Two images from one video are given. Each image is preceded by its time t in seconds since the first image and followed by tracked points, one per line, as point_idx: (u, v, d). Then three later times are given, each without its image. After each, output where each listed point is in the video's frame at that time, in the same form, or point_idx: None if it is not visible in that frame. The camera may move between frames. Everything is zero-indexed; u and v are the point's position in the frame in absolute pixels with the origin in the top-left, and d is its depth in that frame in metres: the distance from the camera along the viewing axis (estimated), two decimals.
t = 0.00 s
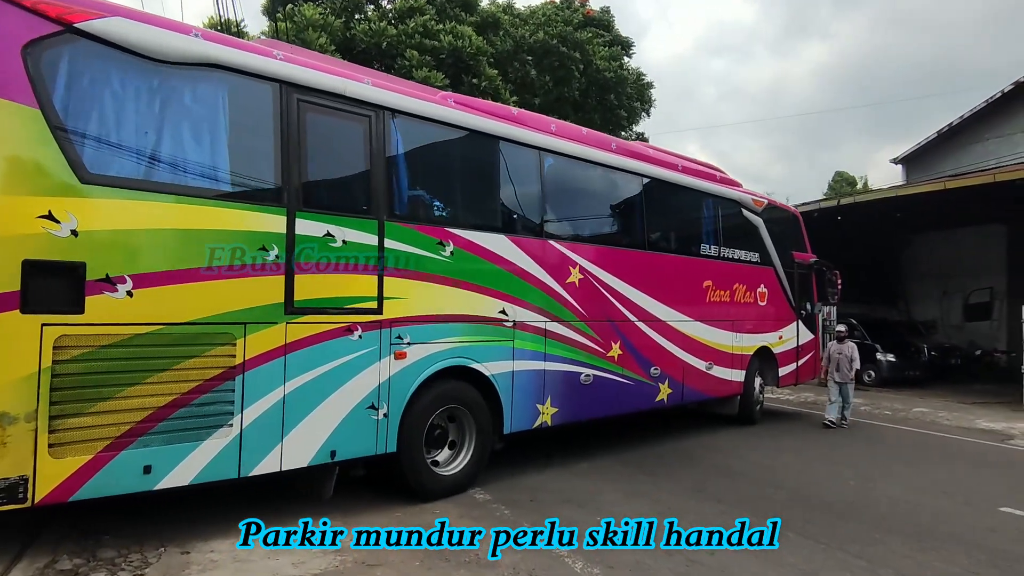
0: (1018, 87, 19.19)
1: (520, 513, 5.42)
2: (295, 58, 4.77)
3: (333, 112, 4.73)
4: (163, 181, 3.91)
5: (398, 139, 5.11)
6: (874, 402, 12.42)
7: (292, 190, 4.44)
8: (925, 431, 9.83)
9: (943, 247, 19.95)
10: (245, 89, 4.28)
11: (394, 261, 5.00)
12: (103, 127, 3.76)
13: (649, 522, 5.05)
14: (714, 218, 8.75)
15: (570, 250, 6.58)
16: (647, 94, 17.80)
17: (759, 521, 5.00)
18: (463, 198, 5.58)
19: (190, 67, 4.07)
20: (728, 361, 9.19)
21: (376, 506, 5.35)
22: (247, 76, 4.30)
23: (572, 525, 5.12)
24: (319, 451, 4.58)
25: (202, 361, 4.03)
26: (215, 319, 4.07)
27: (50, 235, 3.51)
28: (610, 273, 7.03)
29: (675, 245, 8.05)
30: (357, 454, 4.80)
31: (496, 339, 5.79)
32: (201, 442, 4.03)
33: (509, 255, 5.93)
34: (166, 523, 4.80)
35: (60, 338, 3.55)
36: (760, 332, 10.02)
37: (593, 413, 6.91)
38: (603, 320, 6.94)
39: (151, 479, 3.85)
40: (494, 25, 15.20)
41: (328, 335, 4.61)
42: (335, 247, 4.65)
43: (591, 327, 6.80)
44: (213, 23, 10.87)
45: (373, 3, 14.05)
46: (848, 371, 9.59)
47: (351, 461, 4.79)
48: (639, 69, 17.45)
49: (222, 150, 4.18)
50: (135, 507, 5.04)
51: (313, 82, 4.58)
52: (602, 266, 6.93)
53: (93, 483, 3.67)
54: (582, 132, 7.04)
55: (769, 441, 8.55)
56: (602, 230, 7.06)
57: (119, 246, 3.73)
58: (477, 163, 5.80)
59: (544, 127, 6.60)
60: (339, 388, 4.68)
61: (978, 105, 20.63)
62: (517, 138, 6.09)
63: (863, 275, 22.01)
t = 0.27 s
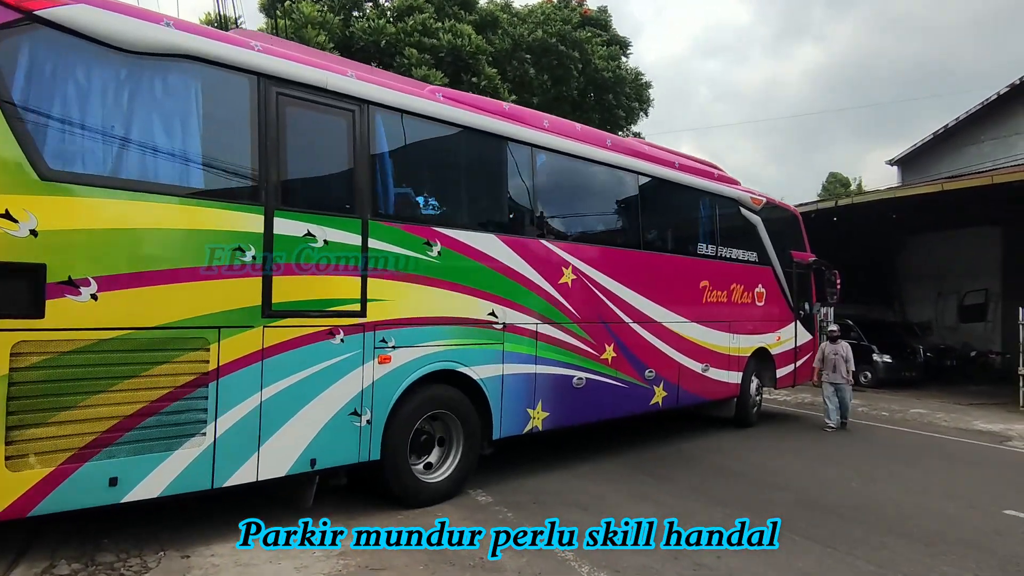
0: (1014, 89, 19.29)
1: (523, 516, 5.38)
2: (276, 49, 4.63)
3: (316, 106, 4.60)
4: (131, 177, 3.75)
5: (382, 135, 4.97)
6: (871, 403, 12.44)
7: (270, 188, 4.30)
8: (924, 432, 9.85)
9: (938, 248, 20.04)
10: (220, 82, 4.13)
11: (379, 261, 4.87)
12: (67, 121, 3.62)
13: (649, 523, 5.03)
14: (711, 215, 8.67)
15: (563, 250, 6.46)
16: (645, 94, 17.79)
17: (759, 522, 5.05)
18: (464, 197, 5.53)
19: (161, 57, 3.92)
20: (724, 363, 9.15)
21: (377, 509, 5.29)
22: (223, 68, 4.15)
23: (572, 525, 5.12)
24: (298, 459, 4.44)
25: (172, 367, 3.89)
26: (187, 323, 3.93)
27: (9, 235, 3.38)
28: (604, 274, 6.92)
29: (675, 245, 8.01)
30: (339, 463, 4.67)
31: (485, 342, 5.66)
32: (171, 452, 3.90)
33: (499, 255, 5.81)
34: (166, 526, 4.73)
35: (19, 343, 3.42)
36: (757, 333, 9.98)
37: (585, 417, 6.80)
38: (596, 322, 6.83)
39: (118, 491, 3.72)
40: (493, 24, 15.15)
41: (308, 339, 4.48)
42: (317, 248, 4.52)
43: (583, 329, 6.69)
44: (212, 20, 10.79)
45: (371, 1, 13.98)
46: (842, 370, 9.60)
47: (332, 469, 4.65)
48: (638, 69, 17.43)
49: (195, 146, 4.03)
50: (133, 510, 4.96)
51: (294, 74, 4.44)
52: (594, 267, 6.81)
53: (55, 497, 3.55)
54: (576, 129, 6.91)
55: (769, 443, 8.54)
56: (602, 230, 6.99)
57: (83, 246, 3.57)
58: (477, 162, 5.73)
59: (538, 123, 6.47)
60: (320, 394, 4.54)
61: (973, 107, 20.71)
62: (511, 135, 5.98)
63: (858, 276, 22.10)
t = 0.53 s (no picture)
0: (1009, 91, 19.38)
1: (527, 518, 5.34)
2: (253, 40, 4.48)
3: (295, 100, 4.45)
4: (95, 174, 3.58)
5: (364, 131, 4.83)
6: (869, 404, 12.47)
7: (246, 185, 4.16)
8: (923, 434, 9.87)
9: (933, 249, 20.12)
10: (193, 74, 3.97)
11: (364, 262, 4.73)
12: (26, 114, 3.43)
13: (648, 522, 5.02)
14: (708, 215, 8.60)
15: (556, 250, 6.37)
16: (644, 94, 17.75)
17: (758, 521, 5.08)
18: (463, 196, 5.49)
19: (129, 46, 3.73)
20: (720, 366, 9.09)
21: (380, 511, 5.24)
22: (197, 59, 3.99)
23: (571, 525, 5.14)
24: (276, 468, 4.30)
25: (140, 374, 3.72)
26: (155, 328, 3.76)
27: None
28: (596, 276, 6.80)
29: (675, 245, 7.98)
30: (318, 472, 4.52)
31: (473, 346, 5.53)
32: (138, 463, 3.74)
33: (489, 256, 5.68)
34: (167, 530, 4.66)
35: None
36: (755, 334, 9.95)
37: (577, 421, 6.69)
38: (588, 324, 6.73)
39: (79, 505, 3.56)
40: (491, 22, 15.10)
41: (286, 344, 4.33)
42: (296, 248, 4.37)
43: (575, 332, 6.57)
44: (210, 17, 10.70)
45: None
46: (841, 370, 9.63)
47: (311, 478, 4.51)
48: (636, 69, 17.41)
49: (164, 142, 3.87)
50: (133, 513, 4.88)
51: (272, 66, 4.30)
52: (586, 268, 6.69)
53: (12, 511, 3.37)
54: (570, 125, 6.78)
55: (770, 445, 8.53)
56: (602, 230, 6.94)
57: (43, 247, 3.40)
58: (477, 160, 5.68)
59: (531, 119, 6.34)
60: (298, 401, 4.39)
61: (969, 109, 20.81)
62: (505, 132, 5.88)
63: (854, 276, 22.17)
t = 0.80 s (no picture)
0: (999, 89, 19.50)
1: (528, 517, 5.32)
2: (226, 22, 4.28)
3: (270, 87, 4.27)
4: (52, 161, 3.40)
5: (343, 120, 4.66)
6: (862, 401, 12.54)
7: (218, 176, 3.98)
8: (916, 430, 9.94)
9: (924, 247, 20.25)
10: (161, 57, 3.79)
11: (344, 257, 4.58)
12: None
13: (649, 522, 4.99)
14: (701, 212, 8.53)
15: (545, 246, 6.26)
16: (638, 91, 17.72)
17: (759, 521, 5.04)
18: (455, 192, 5.41)
19: (91, 27, 3.55)
20: (711, 364, 9.06)
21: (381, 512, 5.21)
22: (165, 42, 3.81)
23: (572, 525, 5.08)
24: (248, 471, 4.13)
25: (102, 373, 3.55)
26: (119, 325, 3.59)
27: None
28: (584, 272, 6.68)
29: (670, 242, 7.96)
30: (293, 474, 4.35)
31: (458, 343, 5.38)
32: (99, 466, 3.58)
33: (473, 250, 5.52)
34: (164, 530, 4.60)
35: None
36: (746, 332, 9.92)
37: (565, 420, 6.57)
38: (576, 321, 6.62)
39: (36, 510, 3.40)
40: (485, 18, 15.04)
41: (259, 341, 4.16)
42: (272, 242, 4.20)
43: (562, 328, 6.45)
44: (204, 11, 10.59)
45: None
46: (837, 368, 9.67)
47: (286, 481, 4.34)
48: (630, 65, 17.37)
49: (128, 128, 3.68)
50: (128, 513, 4.81)
51: (246, 50, 4.11)
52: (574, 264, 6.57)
53: None
54: (560, 117, 6.61)
55: (766, 443, 8.56)
56: (596, 226, 6.88)
57: None
58: (474, 155, 5.62)
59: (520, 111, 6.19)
60: (272, 401, 4.22)
61: (960, 107, 20.93)
62: (495, 125, 5.76)
63: (846, 273, 22.29)
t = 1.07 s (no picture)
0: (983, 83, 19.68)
1: (523, 513, 5.28)
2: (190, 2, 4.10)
3: (234, 70, 4.09)
4: None
5: (314, 105, 4.48)
6: (850, 393, 12.65)
7: (178, 162, 3.79)
8: (904, 422, 10.04)
9: (910, 240, 20.43)
10: (117, 38, 3.61)
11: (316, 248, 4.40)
12: None
13: (649, 522, 4.92)
14: (688, 203, 8.46)
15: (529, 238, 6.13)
16: (627, 84, 17.66)
17: (758, 521, 4.91)
18: (439, 183, 5.30)
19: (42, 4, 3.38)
20: (698, 358, 9.01)
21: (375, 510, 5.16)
22: (123, 22, 3.64)
23: (572, 525, 4.97)
24: (214, 472, 3.95)
25: (56, 370, 3.36)
26: (73, 319, 3.41)
27: None
28: (567, 264, 6.55)
29: (660, 235, 7.95)
30: (262, 475, 4.18)
31: (436, 337, 5.23)
32: (51, 469, 3.39)
33: (451, 241, 5.36)
34: (154, 530, 4.51)
35: None
36: (733, 325, 9.90)
37: (548, 416, 6.44)
38: (560, 315, 6.50)
39: None
40: (474, 11, 14.94)
41: (225, 336, 3.98)
42: (237, 233, 4.02)
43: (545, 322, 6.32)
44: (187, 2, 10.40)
45: None
46: (830, 362, 9.69)
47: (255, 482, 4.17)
48: (619, 59, 17.32)
49: (82, 111, 3.50)
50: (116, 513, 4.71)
51: (208, 31, 3.94)
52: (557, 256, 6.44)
53: None
54: (543, 105, 6.47)
55: (757, 436, 8.60)
56: (584, 219, 6.80)
57: None
58: (466, 150, 5.56)
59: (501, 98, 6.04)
60: (239, 398, 4.05)
61: (944, 101, 21.11)
62: (482, 115, 5.65)
63: (833, 267, 22.46)
